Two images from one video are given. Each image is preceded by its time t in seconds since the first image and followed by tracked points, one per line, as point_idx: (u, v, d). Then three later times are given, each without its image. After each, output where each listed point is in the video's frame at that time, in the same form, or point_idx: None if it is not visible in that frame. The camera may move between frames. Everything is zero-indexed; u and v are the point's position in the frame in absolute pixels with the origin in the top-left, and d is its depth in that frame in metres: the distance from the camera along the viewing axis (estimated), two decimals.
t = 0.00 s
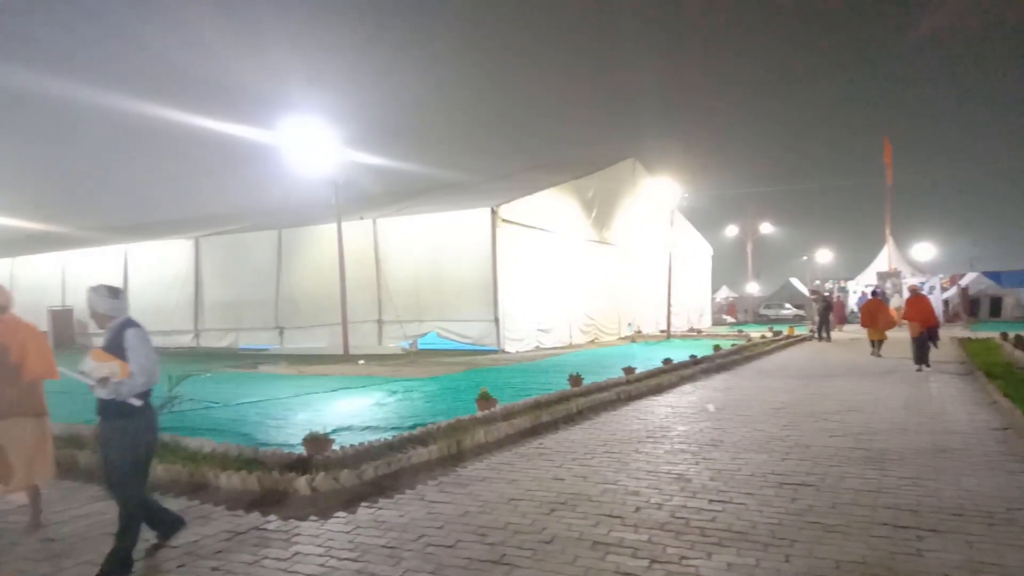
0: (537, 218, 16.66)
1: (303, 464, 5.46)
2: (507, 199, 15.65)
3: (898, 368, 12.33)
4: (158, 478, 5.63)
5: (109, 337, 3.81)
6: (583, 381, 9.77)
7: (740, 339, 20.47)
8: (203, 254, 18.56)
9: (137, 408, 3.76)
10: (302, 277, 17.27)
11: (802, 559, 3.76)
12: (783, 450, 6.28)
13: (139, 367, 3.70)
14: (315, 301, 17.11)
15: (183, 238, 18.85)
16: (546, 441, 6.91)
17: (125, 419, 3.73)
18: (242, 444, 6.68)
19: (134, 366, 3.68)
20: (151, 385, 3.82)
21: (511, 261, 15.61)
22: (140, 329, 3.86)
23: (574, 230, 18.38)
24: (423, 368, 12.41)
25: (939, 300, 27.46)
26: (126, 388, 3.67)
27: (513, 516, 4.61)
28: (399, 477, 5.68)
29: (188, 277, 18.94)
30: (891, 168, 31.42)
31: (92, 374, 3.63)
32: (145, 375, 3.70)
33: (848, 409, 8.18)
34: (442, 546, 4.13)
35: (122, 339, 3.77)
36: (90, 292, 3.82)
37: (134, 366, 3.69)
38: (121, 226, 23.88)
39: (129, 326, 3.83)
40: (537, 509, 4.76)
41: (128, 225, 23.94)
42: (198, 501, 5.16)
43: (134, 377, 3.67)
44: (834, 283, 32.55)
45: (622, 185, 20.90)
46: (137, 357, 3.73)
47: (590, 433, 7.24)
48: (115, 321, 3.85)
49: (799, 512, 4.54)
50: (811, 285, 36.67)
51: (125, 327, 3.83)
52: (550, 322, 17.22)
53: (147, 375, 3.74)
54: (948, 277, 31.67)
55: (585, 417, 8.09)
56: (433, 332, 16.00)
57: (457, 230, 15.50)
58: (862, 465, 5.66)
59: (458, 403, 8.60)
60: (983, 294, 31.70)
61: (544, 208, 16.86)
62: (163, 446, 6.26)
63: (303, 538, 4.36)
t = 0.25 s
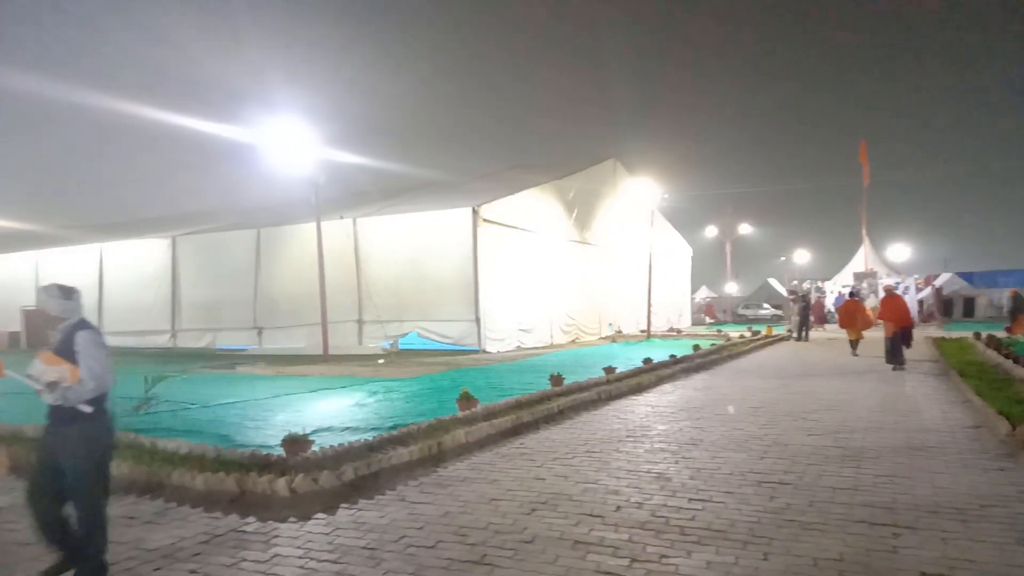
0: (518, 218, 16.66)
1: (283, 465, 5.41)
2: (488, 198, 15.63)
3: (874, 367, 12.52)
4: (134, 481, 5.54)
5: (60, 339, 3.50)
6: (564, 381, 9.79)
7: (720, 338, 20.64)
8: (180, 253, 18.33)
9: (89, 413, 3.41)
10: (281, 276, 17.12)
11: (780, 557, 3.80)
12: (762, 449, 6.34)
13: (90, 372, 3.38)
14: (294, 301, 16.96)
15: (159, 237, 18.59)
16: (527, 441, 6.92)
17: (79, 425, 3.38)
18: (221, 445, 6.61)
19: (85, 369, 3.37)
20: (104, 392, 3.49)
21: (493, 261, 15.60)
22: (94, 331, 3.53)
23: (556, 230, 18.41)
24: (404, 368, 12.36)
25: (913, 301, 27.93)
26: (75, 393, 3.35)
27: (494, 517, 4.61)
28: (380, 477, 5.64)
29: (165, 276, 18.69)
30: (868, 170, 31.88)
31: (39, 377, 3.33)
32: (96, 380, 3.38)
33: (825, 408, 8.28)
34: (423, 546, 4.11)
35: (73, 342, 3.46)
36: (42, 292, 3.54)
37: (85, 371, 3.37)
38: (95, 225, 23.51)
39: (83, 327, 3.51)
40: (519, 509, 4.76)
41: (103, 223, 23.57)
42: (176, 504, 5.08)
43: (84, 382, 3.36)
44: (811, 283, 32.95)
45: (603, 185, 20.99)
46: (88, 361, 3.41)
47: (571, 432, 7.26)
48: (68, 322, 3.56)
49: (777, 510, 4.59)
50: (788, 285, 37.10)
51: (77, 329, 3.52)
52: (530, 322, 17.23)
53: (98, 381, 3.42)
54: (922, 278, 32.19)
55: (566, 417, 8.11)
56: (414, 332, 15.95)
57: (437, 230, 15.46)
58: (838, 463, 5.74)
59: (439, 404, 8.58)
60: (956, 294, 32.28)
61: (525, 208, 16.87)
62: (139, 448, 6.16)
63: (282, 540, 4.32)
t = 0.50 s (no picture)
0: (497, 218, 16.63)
1: (260, 467, 5.34)
2: (467, 198, 15.60)
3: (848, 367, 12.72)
4: (107, 484, 5.44)
5: None
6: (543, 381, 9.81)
7: (697, 338, 20.81)
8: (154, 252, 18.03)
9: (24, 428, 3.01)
10: (257, 276, 16.93)
11: (756, 555, 3.84)
12: (738, 447, 6.40)
13: (28, 382, 2.97)
14: (270, 301, 16.77)
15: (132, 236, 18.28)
16: (506, 441, 6.91)
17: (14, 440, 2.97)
18: (195, 447, 6.52)
19: (21, 378, 2.95)
20: (41, 404, 3.07)
21: (471, 261, 15.58)
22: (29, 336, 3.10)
23: (535, 230, 18.43)
24: (382, 369, 12.29)
25: (886, 301, 28.40)
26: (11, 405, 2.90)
27: (473, 517, 4.60)
28: (358, 478, 5.59)
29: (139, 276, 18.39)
30: (842, 172, 32.37)
31: None
32: (36, 392, 2.97)
33: (800, 407, 8.39)
34: (401, 548, 4.09)
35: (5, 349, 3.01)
36: None
37: (21, 380, 2.95)
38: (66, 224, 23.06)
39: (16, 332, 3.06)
40: (497, 509, 4.76)
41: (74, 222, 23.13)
42: (150, 506, 5.00)
43: (21, 394, 2.92)
44: (787, 284, 33.36)
45: (582, 185, 21.06)
46: (25, 370, 2.99)
47: (550, 432, 7.27)
48: None
49: (753, 508, 4.64)
50: (764, 285, 37.53)
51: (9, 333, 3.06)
52: (509, 322, 17.22)
53: (37, 392, 3.01)
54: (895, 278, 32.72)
55: (544, 417, 8.12)
56: (392, 332, 15.87)
57: (416, 230, 15.41)
58: (813, 462, 5.81)
59: (417, 404, 8.54)
60: (927, 295, 32.88)
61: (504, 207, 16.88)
62: (111, 450, 6.06)
63: (258, 542, 4.27)
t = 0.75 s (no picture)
0: (474, 217, 16.60)
1: (232, 468, 5.27)
2: (443, 198, 15.55)
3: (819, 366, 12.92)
4: (75, 486, 5.32)
5: None
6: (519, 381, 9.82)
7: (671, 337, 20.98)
8: (123, 251, 17.71)
9: None
10: (230, 275, 16.70)
11: (728, 552, 3.89)
12: (712, 446, 6.47)
13: None
14: (243, 301, 16.55)
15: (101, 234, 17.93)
16: (482, 441, 6.91)
17: None
18: (165, 449, 6.42)
19: None
20: None
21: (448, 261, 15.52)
22: None
23: (511, 230, 18.44)
24: (357, 369, 12.20)
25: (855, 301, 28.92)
26: None
27: (448, 517, 4.59)
28: (333, 479, 5.55)
29: (108, 275, 18.05)
30: (813, 173, 32.91)
31: None
32: None
33: (773, 406, 8.50)
34: (376, 549, 4.06)
35: None
36: None
37: None
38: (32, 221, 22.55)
39: None
40: (473, 509, 4.75)
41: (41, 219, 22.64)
42: (119, 510, 4.90)
43: None
44: (759, 284, 33.81)
45: (558, 185, 21.13)
46: None
47: (526, 432, 7.28)
48: None
49: (727, 506, 4.69)
50: (738, 285, 38.01)
51: None
52: (486, 322, 17.20)
53: None
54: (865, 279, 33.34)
55: (520, 416, 8.12)
56: (367, 332, 15.76)
57: (392, 229, 15.32)
58: (785, 460, 5.90)
59: (393, 404, 8.49)
60: (895, 295, 33.56)
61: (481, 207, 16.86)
62: (79, 452, 5.94)
63: (230, 545, 4.21)
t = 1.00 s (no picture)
0: (445, 217, 16.53)
1: (199, 471, 5.17)
2: (414, 197, 15.47)
3: (786, 365, 13.13)
4: (35, 491, 5.18)
5: None
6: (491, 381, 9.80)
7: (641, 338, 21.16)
8: (85, 250, 17.30)
9: None
10: (197, 275, 16.40)
11: (698, 550, 3.93)
12: (682, 445, 6.54)
13: None
14: (209, 301, 16.26)
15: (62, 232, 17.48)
16: (453, 442, 6.88)
17: None
18: (129, 452, 6.27)
19: None
20: None
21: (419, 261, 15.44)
22: None
23: (483, 230, 18.43)
24: (327, 370, 12.07)
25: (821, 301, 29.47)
26: None
27: (419, 519, 4.56)
28: (302, 482, 5.47)
29: (69, 274, 17.60)
30: (781, 176, 33.49)
31: None
32: None
33: (741, 404, 8.63)
34: (346, 551, 4.01)
35: None
36: None
37: None
38: None
39: None
40: (444, 510, 4.73)
41: None
42: (81, 515, 4.77)
43: None
44: (728, 285, 34.29)
45: (530, 186, 21.17)
46: None
47: (497, 432, 7.27)
48: None
49: (696, 504, 4.74)
50: (707, 286, 38.49)
51: None
52: (457, 323, 17.14)
53: None
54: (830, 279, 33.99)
55: (492, 417, 8.11)
56: (337, 332, 15.60)
57: (362, 229, 15.19)
58: (753, 458, 5.98)
59: (363, 406, 8.41)
60: (859, 296, 34.28)
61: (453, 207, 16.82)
62: (38, 456, 5.78)
63: (196, 549, 4.12)
